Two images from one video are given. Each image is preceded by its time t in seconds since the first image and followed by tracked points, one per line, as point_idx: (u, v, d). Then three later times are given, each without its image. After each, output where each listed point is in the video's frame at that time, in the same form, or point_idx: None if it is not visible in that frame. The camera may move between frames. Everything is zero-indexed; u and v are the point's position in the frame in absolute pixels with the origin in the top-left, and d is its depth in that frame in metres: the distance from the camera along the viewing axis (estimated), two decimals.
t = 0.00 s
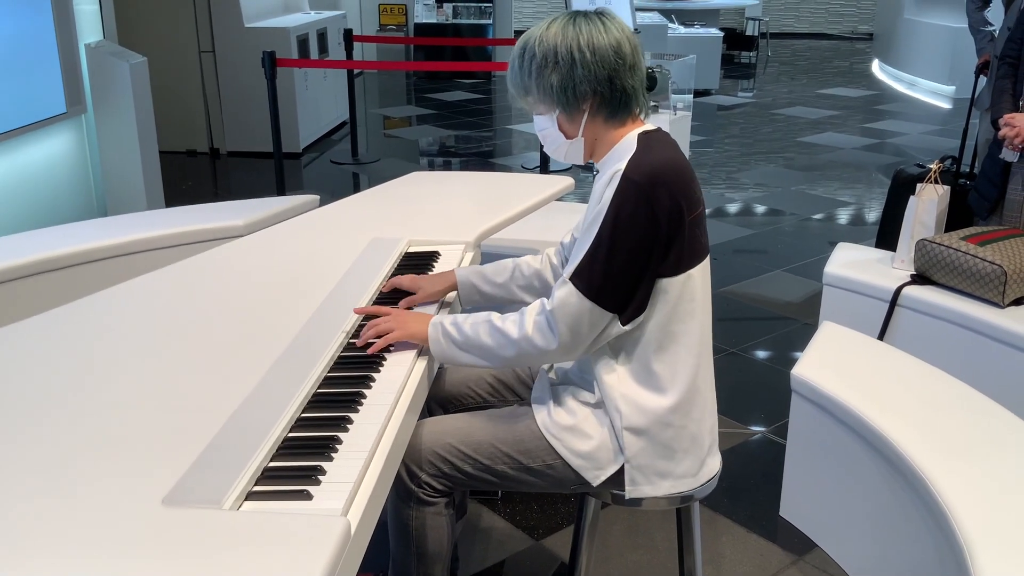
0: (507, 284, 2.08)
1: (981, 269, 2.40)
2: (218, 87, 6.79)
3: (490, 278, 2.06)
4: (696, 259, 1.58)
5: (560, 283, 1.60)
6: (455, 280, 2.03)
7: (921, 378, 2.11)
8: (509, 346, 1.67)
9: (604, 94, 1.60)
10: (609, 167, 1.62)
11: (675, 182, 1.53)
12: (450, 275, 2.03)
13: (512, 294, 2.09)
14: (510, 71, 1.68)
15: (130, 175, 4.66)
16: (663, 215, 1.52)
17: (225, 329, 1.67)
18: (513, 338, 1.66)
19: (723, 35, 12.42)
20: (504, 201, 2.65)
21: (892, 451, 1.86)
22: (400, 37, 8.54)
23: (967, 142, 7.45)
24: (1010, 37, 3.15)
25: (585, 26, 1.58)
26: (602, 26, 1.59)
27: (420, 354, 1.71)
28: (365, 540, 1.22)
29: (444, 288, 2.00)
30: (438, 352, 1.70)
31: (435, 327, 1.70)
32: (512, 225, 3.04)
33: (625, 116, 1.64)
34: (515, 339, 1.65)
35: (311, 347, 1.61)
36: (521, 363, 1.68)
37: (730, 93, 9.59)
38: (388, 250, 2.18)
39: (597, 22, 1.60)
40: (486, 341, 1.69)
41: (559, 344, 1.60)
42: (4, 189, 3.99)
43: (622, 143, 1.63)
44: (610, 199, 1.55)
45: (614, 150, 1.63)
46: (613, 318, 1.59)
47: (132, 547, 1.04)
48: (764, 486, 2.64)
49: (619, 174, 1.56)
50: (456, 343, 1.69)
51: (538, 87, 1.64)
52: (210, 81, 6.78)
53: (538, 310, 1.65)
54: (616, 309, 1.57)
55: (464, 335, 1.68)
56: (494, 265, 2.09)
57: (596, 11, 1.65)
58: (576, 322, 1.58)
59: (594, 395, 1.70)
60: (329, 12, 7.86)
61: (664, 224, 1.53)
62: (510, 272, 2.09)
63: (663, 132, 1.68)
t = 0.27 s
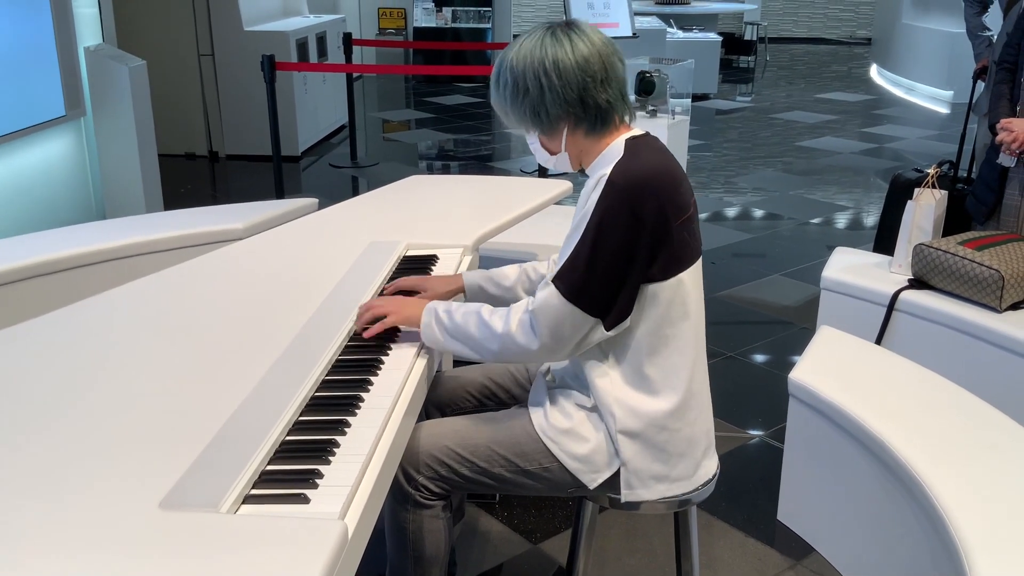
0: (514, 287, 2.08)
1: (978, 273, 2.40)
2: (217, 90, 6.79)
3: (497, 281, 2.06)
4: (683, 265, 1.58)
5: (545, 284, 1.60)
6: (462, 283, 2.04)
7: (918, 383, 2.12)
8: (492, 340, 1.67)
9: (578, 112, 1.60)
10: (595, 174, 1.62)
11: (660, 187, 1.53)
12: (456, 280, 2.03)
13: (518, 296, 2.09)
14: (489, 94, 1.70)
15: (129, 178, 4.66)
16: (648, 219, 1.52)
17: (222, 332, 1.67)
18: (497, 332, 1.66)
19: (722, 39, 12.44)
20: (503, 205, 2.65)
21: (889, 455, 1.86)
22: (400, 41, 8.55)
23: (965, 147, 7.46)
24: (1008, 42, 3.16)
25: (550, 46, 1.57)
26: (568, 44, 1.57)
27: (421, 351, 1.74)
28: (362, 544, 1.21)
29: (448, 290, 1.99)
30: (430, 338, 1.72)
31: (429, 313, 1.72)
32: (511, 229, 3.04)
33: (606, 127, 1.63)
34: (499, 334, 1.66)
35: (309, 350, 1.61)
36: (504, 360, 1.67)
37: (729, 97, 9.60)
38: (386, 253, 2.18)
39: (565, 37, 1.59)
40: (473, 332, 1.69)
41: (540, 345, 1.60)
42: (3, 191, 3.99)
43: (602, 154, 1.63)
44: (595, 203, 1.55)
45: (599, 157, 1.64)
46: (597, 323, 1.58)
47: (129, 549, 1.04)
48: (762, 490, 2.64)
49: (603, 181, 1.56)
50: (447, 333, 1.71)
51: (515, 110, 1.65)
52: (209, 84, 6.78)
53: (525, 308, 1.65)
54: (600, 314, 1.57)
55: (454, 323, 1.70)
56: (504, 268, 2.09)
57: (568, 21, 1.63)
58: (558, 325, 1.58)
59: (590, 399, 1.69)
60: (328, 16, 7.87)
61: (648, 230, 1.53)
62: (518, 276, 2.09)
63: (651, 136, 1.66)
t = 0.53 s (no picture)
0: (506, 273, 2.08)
1: (976, 277, 2.40)
2: (217, 93, 6.80)
3: (491, 265, 2.07)
4: (679, 265, 1.57)
5: (543, 303, 1.61)
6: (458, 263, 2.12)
7: (916, 386, 2.12)
8: (504, 357, 1.69)
9: (558, 134, 1.60)
10: (582, 187, 1.61)
11: (647, 194, 1.53)
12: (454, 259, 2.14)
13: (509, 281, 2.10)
14: (468, 129, 1.71)
15: (128, 180, 4.67)
16: (637, 227, 1.52)
17: (220, 335, 1.67)
18: (507, 350, 1.68)
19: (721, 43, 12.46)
20: (501, 207, 2.65)
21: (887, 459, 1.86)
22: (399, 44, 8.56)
23: (964, 150, 7.47)
24: (1007, 45, 3.16)
25: (518, 75, 1.58)
26: (535, 70, 1.58)
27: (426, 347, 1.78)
28: (360, 547, 1.21)
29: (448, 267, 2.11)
30: (446, 351, 1.75)
31: (444, 329, 1.75)
32: (509, 232, 3.05)
33: (588, 141, 1.63)
34: (509, 351, 1.68)
35: (307, 353, 1.61)
36: (517, 374, 1.70)
37: (728, 100, 9.61)
38: (385, 256, 2.18)
39: (529, 64, 1.59)
40: (485, 348, 1.71)
41: (548, 363, 1.62)
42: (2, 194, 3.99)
43: (588, 167, 1.62)
44: (583, 217, 1.55)
45: (587, 168, 1.63)
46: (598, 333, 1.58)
47: (126, 552, 1.03)
48: (761, 493, 2.64)
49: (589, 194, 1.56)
50: (461, 346, 1.73)
51: (496, 140, 1.66)
52: (208, 87, 6.78)
53: (531, 324, 1.65)
54: (599, 325, 1.57)
55: (467, 339, 1.73)
56: (495, 253, 2.09)
57: (531, 45, 1.64)
58: (561, 340, 1.59)
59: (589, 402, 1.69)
60: (327, 19, 7.88)
61: (640, 237, 1.53)
62: (510, 262, 2.09)
63: (635, 142, 1.66)
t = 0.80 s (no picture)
0: (505, 285, 2.08)
1: (975, 277, 2.40)
2: (216, 94, 6.80)
3: (489, 278, 2.06)
4: (676, 268, 1.58)
5: (542, 306, 1.60)
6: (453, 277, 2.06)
7: (916, 387, 2.11)
8: (503, 361, 1.68)
9: (563, 132, 1.59)
10: (581, 191, 1.61)
11: (645, 198, 1.53)
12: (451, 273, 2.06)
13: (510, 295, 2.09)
14: (464, 128, 1.68)
15: (128, 181, 4.67)
16: (637, 230, 1.52)
17: (218, 336, 1.67)
18: (506, 354, 1.67)
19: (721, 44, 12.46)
20: (501, 208, 2.65)
21: (887, 460, 1.86)
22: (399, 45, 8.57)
23: (963, 151, 7.47)
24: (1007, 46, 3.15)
25: (523, 71, 1.57)
26: (539, 66, 1.57)
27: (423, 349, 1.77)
28: (359, 549, 1.21)
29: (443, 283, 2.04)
30: (444, 354, 1.75)
31: (443, 331, 1.75)
32: (509, 232, 3.05)
33: (589, 141, 1.63)
34: (508, 356, 1.67)
35: (307, 354, 1.61)
36: (515, 378, 1.69)
37: (727, 101, 9.61)
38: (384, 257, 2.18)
39: (533, 61, 1.59)
40: (483, 352, 1.71)
41: (547, 367, 1.62)
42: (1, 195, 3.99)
43: (588, 167, 1.62)
44: (582, 221, 1.54)
45: (586, 170, 1.63)
46: (597, 337, 1.58)
47: (125, 552, 1.03)
48: (760, 494, 2.64)
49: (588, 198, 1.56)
50: (458, 347, 1.73)
51: (496, 140, 1.64)
52: (208, 87, 6.78)
53: (530, 328, 1.65)
54: (599, 329, 1.56)
55: (466, 342, 1.72)
56: (493, 266, 2.09)
57: (531, 43, 1.63)
58: (561, 344, 1.59)
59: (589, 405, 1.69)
60: (327, 19, 7.88)
61: (640, 240, 1.52)
62: (508, 274, 2.08)
63: (632, 143, 1.67)
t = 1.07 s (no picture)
0: (508, 281, 2.09)
1: (975, 277, 2.40)
2: (216, 93, 6.80)
3: (492, 273, 2.08)
4: (684, 270, 1.58)
5: (552, 308, 1.60)
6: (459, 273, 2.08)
7: (916, 387, 2.11)
8: (506, 364, 1.67)
9: (573, 127, 1.59)
10: (591, 189, 1.61)
11: (658, 199, 1.52)
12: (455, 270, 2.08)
13: (513, 291, 2.10)
14: (473, 118, 1.67)
15: (128, 180, 4.66)
16: (649, 233, 1.52)
17: (218, 335, 1.67)
18: (510, 357, 1.66)
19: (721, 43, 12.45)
20: (501, 208, 2.65)
21: (886, 459, 1.85)
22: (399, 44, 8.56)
23: (964, 151, 7.47)
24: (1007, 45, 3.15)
25: (536, 64, 1.56)
26: (555, 60, 1.57)
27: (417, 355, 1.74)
28: (358, 549, 1.21)
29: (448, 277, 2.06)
30: (438, 359, 1.72)
31: (436, 335, 1.72)
32: (509, 232, 3.04)
33: (599, 138, 1.63)
34: (512, 358, 1.66)
35: (306, 353, 1.61)
36: (519, 381, 1.68)
37: (727, 101, 9.61)
38: (383, 256, 2.18)
39: (549, 53, 1.58)
40: (483, 355, 1.70)
41: (556, 369, 1.60)
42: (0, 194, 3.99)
43: (598, 164, 1.62)
44: (594, 222, 1.54)
45: (595, 167, 1.63)
46: (606, 339, 1.58)
47: (122, 552, 1.03)
48: (759, 494, 2.64)
49: (601, 198, 1.55)
50: (455, 352, 1.70)
51: (505, 131, 1.63)
52: (208, 86, 6.78)
53: (534, 329, 1.64)
54: (609, 330, 1.56)
55: (463, 347, 1.70)
56: (498, 261, 2.10)
57: (546, 36, 1.62)
58: (569, 346, 1.58)
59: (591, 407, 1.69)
60: (327, 18, 7.88)
61: (652, 243, 1.52)
62: (512, 270, 2.09)
63: (641, 143, 1.67)
